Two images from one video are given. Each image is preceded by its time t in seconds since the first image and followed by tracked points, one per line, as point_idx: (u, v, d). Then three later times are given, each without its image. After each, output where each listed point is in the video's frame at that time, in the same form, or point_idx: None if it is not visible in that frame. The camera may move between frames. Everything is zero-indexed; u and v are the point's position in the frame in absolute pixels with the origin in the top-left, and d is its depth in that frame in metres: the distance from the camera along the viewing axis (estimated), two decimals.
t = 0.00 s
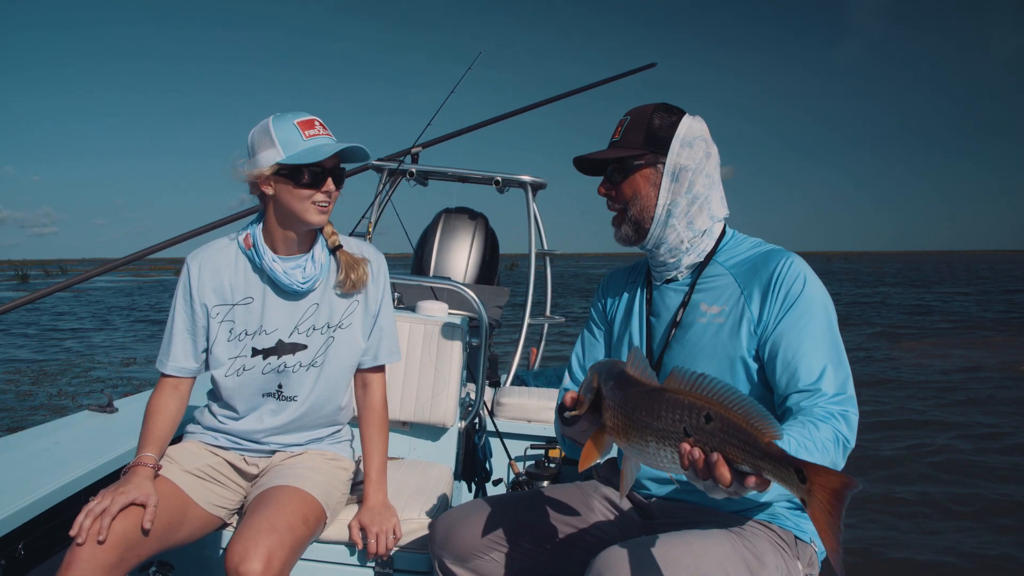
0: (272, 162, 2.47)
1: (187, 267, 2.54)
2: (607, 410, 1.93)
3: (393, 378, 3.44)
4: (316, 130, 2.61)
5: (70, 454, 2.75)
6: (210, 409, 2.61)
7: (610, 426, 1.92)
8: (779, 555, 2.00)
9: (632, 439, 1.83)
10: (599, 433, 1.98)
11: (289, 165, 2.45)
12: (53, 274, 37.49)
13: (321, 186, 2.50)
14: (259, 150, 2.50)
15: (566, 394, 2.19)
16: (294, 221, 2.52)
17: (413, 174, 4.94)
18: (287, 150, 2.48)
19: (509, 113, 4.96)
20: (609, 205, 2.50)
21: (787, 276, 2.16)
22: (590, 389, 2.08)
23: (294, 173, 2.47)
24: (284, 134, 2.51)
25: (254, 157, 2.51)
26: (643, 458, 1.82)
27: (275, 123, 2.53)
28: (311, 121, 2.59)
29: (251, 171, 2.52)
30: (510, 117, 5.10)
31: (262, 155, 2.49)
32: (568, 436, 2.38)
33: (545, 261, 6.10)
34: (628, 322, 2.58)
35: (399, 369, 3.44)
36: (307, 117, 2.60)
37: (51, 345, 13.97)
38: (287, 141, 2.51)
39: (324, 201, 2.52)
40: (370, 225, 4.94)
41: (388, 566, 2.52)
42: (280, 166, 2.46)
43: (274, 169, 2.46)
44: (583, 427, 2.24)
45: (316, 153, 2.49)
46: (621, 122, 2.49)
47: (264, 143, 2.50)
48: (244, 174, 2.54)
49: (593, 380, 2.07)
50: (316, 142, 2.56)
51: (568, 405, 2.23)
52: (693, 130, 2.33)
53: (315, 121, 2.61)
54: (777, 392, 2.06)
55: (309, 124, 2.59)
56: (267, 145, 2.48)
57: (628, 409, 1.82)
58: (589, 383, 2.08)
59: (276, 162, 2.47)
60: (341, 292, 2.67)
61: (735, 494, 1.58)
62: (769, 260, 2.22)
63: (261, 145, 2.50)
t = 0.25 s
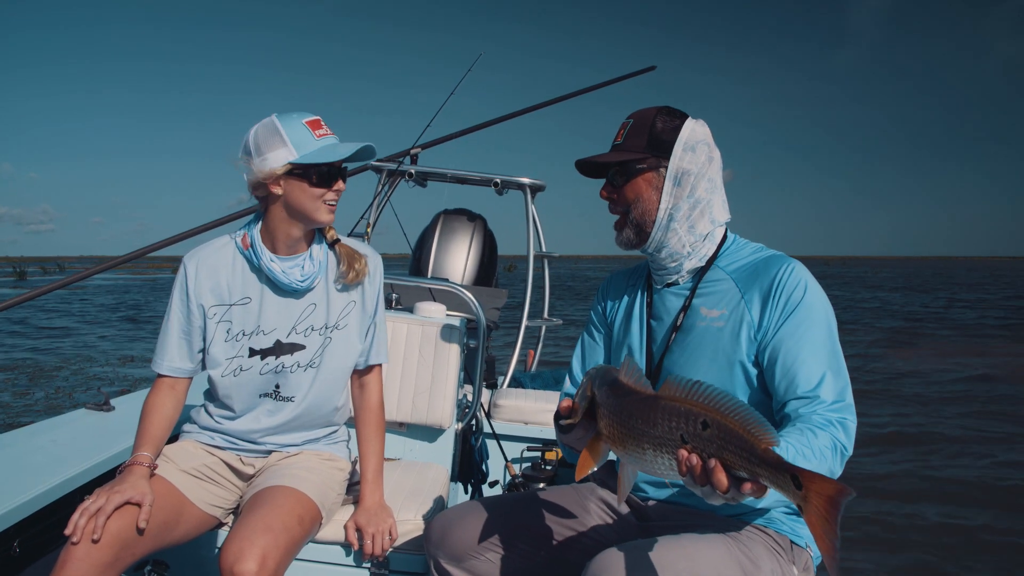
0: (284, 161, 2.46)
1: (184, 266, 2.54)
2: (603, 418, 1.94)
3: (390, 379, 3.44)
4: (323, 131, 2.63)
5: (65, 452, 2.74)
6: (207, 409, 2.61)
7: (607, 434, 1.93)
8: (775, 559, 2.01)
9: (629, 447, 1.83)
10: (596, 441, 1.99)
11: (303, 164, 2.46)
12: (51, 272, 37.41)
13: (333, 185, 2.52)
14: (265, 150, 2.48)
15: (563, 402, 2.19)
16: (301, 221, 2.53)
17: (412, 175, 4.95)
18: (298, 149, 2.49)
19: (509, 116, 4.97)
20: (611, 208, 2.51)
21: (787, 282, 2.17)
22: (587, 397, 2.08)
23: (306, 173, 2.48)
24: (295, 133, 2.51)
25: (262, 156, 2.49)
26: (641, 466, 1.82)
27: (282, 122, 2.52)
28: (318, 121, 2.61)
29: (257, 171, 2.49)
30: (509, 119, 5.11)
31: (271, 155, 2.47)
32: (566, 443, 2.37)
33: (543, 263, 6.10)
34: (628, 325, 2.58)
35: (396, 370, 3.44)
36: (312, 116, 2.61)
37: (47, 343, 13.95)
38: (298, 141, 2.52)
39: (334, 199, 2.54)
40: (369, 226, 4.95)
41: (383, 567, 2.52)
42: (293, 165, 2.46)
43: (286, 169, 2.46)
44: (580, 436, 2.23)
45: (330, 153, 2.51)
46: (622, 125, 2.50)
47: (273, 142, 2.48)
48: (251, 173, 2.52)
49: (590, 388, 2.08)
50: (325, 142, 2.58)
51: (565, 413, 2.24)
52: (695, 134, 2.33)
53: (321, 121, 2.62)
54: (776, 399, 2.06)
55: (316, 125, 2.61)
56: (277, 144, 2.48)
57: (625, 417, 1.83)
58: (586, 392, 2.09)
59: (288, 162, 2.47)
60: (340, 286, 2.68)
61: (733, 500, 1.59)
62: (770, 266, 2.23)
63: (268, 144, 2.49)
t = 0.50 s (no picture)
0: (262, 163, 2.48)
1: (178, 270, 2.54)
2: (603, 420, 1.95)
3: (385, 381, 3.45)
4: (310, 135, 2.60)
5: (60, 456, 2.74)
6: (201, 412, 2.61)
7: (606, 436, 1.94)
8: (768, 559, 2.02)
9: (627, 450, 1.85)
10: (595, 442, 2.00)
11: (278, 168, 2.46)
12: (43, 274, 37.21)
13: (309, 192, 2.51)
14: (253, 151, 2.53)
15: (563, 405, 2.21)
16: (283, 225, 2.53)
17: (405, 178, 4.96)
18: (277, 152, 2.50)
19: (502, 118, 4.98)
20: (606, 208, 2.53)
21: (783, 284, 2.18)
22: (586, 400, 2.10)
23: (283, 176, 2.48)
24: (276, 135, 2.52)
25: (249, 157, 2.54)
26: (639, 468, 1.84)
27: (271, 125, 2.54)
28: (305, 125, 2.58)
29: (241, 171, 2.53)
30: (502, 121, 5.13)
31: (255, 156, 2.52)
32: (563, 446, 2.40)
33: (537, 264, 6.11)
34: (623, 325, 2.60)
35: (390, 372, 3.45)
36: (302, 121, 2.61)
37: (40, 346, 13.87)
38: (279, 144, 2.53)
39: (310, 207, 2.52)
40: (362, 228, 4.95)
41: (378, 569, 2.53)
42: (267, 168, 2.47)
43: (263, 171, 2.48)
44: (579, 437, 2.28)
45: (305, 158, 2.49)
46: (617, 127, 2.52)
47: (258, 144, 2.53)
48: (234, 174, 2.55)
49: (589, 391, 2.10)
50: (307, 147, 2.55)
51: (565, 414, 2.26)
52: (690, 134, 2.35)
53: (310, 126, 2.61)
54: (772, 400, 2.08)
55: (303, 129, 2.59)
56: (260, 146, 2.51)
57: (624, 420, 1.84)
58: (586, 395, 2.11)
59: (265, 164, 2.48)
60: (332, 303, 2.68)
61: (730, 504, 1.60)
62: (766, 268, 2.25)
63: (255, 146, 2.53)
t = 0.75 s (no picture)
0: (256, 165, 2.48)
1: (170, 270, 2.53)
2: (601, 417, 1.97)
3: (377, 380, 3.45)
4: (306, 139, 2.60)
5: (52, 459, 2.73)
6: (194, 412, 2.60)
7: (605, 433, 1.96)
8: (760, 551, 2.04)
9: (625, 446, 1.86)
10: (594, 438, 2.02)
11: (272, 171, 2.46)
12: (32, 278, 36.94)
13: (302, 197, 2.50)
14: (246, 152, 2.53)
15: (561, 401, 2.22)
16: (276, 228, 2.53)
17: (396, 177, 4.95)
18: (271, 155, 2.49)
19: (492, 116, 4.98)
20: (599, 206, 2.53)
21: (774, 279, 2.20)
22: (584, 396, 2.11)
23: (277, 179, 2.47)
24: (272, 137, 2.51)
25: (242, 157, 2.53)
26: (637, 464, 1.85)
27: (265, 126, 2.53)
28: (301, 129, 2.58)
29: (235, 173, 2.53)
30: (492, 120, 5.14)
31: (248, 157, 2.51)
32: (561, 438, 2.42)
33: (528, 262, 6.12)
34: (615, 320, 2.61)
35: (383, 371, 3.45)
36: (298, 124, 2.60)
37: (29, 351, 13.77)
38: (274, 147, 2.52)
39: (303, 212, 2.52)
40: (353, 228, 4.95)
41: (372, 568, 2.53)
42: (262, 171, 2.47)
43: (256, 173, 2.47)
44: (580, 433, 2.22)
45: (299, 163, 2.49)
46: (607, 124, 2.52)
47: (252, 145, 2.52)
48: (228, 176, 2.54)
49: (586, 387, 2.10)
50: (302, 151, 2.55)
51: (562, 411, 2.26)
52: (681, 130, 2.37)
53: (305, 129, 2.61)
54: (764, 395, 2.10)
55: (298, 132, 2.58)
56: (253, 148, 2.50)
57: (622, 417, 1.86)
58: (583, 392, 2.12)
59: (259, 167, 2.48)
60: (325, 298, 2.68)
61: (728, 500, 1.61)
62: (757, 264, 2.27)
63: (248, 147, 2.52)
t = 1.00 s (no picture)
0: (258, 164, 2.48)
1: (172, 270, 2.54)
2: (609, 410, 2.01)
3: (377, 380, 3.45)
4: (308, 138, 2.60)
5: (53, 459, 2.74)
6: (196, 411, 2.61)
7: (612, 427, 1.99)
8: (760, 551, 2.04)
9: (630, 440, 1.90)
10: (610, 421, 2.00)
11: (273, 170, 2.46)
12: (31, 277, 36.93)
13: (304, 196, 2.51)
14: (249, 151, 2.53)
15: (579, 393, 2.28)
16: (278, 227, 2.53)
17: (396, 176, 4.96)
18: (273, 154, 2.49)
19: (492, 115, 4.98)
20: (629, 218, 2.36)
21: (772, 276, 2.21)
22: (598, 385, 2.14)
23: (279, 178, 2.47)
24: (273, 137, 2.51)
25: (245, 156, 2.53)
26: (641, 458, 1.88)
27: (267, 125, 2.53)
28: (303, 128, 2.58)
29: (237, 171, 2.53)
30: (492, 119, 5.14)
31: (251, 156, 2.51)
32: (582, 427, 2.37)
33: (528, 261, 6.12)
34: (615, 319, 2.61)
35: (383, 371, 3.45)
36: (300, 124, 2.60)
37: (30, 350, 13.78)
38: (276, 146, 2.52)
39: (304, 211, 2.52)
40: (353, 227, 4.95)
41: (373, 567, 2.53)
42: (263, 169, 2.47)
43: (259, 172, 2.47)
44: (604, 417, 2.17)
45: (300, 163, 2.48)
46: (619, 128, 2.35)
47: (254, 144, 2.52)
48: (229, 172, 2.55)
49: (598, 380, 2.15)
50: (304, 150, 2.55)
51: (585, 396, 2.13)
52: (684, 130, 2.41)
53: (307, 129, 2.61)
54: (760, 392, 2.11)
55: (301, 131, 2.58)
56: (255, 147, 2.50)
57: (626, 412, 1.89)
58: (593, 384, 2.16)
59: (261, 165, 2.48)
60: (326, 299, 2.68)
61: (718, 500, 1.60)
62: (756, 261, 2.28)
63: (250, 146, 2.52)
